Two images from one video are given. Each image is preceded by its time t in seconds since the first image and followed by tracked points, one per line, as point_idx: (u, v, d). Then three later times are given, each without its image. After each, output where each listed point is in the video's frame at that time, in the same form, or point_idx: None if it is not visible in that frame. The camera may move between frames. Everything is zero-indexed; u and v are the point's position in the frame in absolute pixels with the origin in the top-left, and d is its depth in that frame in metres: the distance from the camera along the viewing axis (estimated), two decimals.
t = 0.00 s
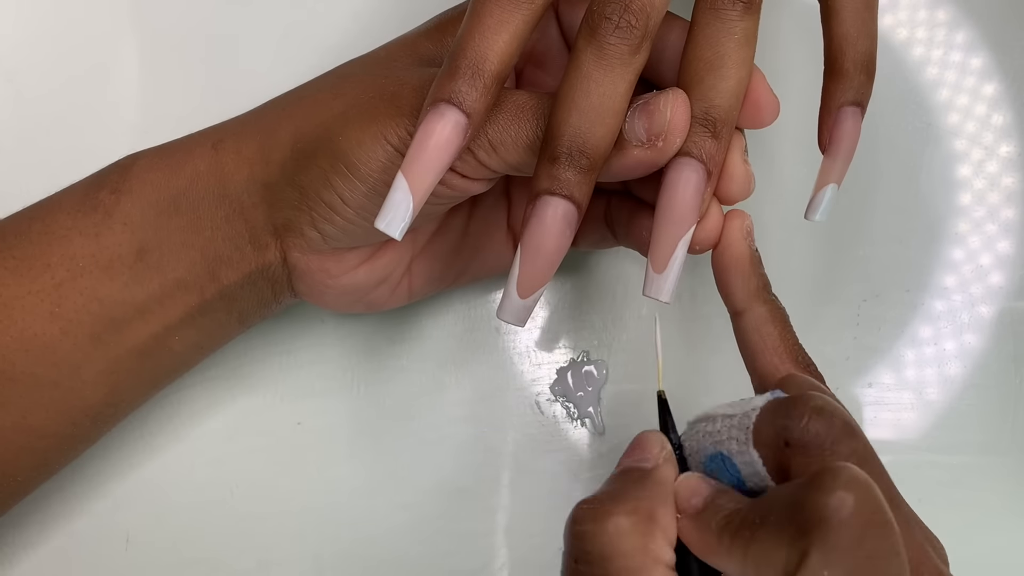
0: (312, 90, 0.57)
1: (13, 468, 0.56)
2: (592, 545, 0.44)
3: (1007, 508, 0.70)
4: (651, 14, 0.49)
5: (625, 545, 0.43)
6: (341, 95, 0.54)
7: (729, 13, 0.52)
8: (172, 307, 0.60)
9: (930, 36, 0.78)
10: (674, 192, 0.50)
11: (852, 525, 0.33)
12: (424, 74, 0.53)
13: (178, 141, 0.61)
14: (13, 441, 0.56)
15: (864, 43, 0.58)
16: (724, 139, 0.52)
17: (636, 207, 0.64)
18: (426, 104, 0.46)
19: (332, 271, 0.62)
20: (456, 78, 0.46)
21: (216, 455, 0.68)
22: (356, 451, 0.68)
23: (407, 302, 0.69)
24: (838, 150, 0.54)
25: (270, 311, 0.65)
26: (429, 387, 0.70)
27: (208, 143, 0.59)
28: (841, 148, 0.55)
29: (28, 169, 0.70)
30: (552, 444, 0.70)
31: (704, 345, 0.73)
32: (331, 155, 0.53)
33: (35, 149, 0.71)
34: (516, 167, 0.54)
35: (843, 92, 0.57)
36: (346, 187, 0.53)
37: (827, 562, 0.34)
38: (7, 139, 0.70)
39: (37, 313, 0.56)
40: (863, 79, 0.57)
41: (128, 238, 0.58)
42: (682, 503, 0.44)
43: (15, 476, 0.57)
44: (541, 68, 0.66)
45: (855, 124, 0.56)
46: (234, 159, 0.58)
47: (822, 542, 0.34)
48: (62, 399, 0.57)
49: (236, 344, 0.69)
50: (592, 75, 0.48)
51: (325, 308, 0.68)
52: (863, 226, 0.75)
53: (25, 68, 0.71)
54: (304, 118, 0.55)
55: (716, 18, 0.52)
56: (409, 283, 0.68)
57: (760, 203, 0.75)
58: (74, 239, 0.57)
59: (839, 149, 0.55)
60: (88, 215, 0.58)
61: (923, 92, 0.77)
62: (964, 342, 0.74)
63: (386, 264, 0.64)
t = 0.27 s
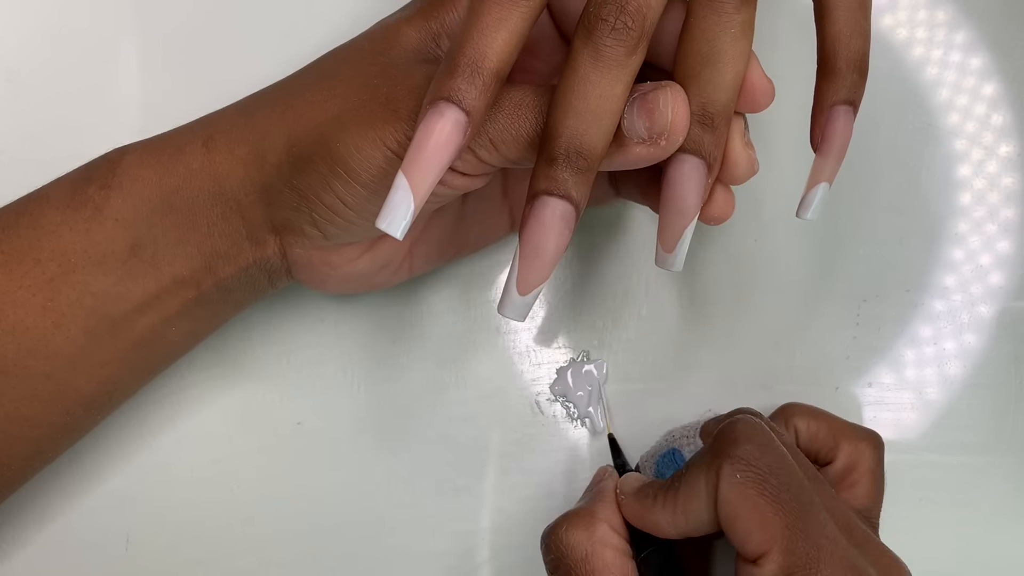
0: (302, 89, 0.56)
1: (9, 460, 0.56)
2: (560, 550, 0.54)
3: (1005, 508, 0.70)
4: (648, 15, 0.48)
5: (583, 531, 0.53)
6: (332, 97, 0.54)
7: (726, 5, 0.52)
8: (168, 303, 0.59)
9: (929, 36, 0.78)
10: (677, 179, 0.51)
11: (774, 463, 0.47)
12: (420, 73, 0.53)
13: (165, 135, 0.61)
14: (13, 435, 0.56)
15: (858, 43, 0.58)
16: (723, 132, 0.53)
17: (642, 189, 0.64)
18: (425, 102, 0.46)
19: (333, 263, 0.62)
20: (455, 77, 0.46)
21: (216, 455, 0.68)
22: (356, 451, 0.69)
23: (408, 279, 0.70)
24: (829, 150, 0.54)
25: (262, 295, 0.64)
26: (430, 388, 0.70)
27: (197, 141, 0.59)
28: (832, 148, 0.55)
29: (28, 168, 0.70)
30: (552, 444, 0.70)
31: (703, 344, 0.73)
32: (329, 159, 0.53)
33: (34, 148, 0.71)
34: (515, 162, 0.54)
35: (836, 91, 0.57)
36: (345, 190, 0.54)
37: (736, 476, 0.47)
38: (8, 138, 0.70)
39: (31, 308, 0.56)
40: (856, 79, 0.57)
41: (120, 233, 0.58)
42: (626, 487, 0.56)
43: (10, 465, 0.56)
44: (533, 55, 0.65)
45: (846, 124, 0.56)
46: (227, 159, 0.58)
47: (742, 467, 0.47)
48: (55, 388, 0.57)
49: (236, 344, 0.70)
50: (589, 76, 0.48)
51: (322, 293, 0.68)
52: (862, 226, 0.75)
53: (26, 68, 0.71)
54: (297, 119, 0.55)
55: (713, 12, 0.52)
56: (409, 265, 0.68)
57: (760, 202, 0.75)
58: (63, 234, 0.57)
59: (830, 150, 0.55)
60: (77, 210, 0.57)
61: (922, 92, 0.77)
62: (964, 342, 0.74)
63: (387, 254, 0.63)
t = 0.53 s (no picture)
0: (305, 89, 0.56)
1: (8, 459, 0.56)
2: None
3: (1005, 507, 0.70)
4: (652, 15, 0.49)
5: None
6: (337, 96, 0.54)
7: (735, 14, 0.52)
8: (168, 303, 0.59)
9: (929, 36, 0.78)
10: (683, 191, 0.51)
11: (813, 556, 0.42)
12: (422, 74, 0.52)
13: (167, 136, 0.61)
14: (13, 435, 0.56)
15: (857, 46, 0.58)
16: (728, 143, 0.52)
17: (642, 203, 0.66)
18: (427, 104, 0.46)
19: (333, 266, 0.63)
20: (457, 79, 0.46)
21: (216, 455, 0.68)
22: (356, 451, 0.69)
23: (406, 284, 0.70)
24: (829, 153, 0.55)
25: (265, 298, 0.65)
26: (429, 388, 0.70)
27: (199, 141, 0.59)
28: (832, 151, 0.56)
29: (28, 168, 0.70)
30: (552, 444, 0.70)
31: (703, 345, 0.73)
32: (330, 158, 0.53)
33: (34, 148, 0.71)
34: (517, 166, 0.54)
35: (836, 94, 0.57)
36: (346, 188, 0.54)
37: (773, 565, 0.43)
38: (9, 138, 0.70)
39: (31, 308, 0.56)
40: (856, 82, 0.57)
41: (121, 233, 0.57)
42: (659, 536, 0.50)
43: (11, 467, 0.57)
44: (535, 58, 0.65)
45: (846, 128, 0.56)
46: (229, 159, 0.58)
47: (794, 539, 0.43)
48: (56, 389, 0.56)
49: (236, 345, 0.69)
50: (593, 76, 0.48)
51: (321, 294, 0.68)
52: (863, 226, 0.75)
53: (25, 68, 0.71)
54: (301, 118, 0.55)
55: (723, 21, 0.52)
56: (407, 269, 0.68)
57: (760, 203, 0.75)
58: (65, 233, 0.57)
59: (830, 153, 0.55)
60: (79, 210, 0.57)
61: (922, 92, 0.77)
62: (964, 342, 0.74)
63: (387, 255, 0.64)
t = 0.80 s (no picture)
0: (313, 90, 0.56)
1: (9, 461, 0.56)
2: (509, 482, 0.47)
3: (1004, 506, 0.70)
4: (655, 13, 0.48)
5: (532, 486, 0.46)
6: (344, 96, 0.54)
7: (736, 19, 0.51)
8: (172, 305, 0.59)
9: (929, 36, 0.78)
10: (688, 198, 0.51)
11: (679, 535, 0.33)
12: (426, 75, 0.52)
13: (174, 139, 0.60)
14: (14, 437, 0.55)
15: (858, 46, 0.58)
16: (734, 146, 0.52)
17: (623, 210, 0.64)
18: (429, 106, 0.46)
19: (337, 268, 0.63)
20: (458, 81, 0.46)
21: (217, 455, 0.68)
22: (356, 451, 0.68)
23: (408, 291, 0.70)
24: (831, 152, 0.55)
25: (269, 302, 0.65)
26: (431, 388, 0.70)
27: (207, 142, 0.58)
28: (834, 150, 0.56)
29: (28, 168, 0.70)
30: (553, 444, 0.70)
31: (704, 345, 0.73)
32: (339, 157, 0.53)
33: (33, 147, 0.70)
34: (520, 167, 0.54)
35: (837, 95, 0.57)
36: (355, 188, 0.53)
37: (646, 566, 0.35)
38: (8, 137, 0.70)
39: (34, 310, 0.55)
40: (858, 82, 0.57)
41: (128, 233, 0.57)
42: (604, 475, 0.42)
43: (12, 468, 0.56)
44: (537, 60, 0.65)
45: (848, 127, 0.56)
46: (236, 159, 0.57)
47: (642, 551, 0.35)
48: (60, 391, 0.56)
49: (236, 345, 0.69)
50: (597, 75, 0.48)
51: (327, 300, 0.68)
52: (863, 226, 0.76)
53: (25, 66, 0.71)
54: (305, 118, 0.55)
55: (727, 26, 0.51)
56: (409, 274, 0.68)
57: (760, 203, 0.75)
58: (70, 234, 0.57)
59: (832, 152, 0.55)
60: (84, 211, 0.57)
61: (922, 92, 0.77)
62: (964, 342, 0.74)
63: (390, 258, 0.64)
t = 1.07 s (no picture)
0: (311, 88, 0.56)
1: (8, 460, 0.56)
2: (516, 473, 0.47)
3: (1005, 507, 0.70)
4: (653, 13, 0.49)
5: (541, 474, 0.46)
6: (341, 94, 0.54)
7: (734, 17, 0.51)
8: (171, 304, 0.59)
9: (929, 35, 0.78)
10: (685, 197, 0.51)
11: (700, 495, 0.34)
12: (424, 74, 0.52)
13: (172, 137, 0.61)
14: (14, 436, 0.56)
15: (858, 46, 0.58)
16: (731, 144, 0.52)
17: (620, 208, 0.65)
18: (427, 104, 0.46)
19: (335, 267, 0.63)
20: (456, 79, 0.46)
21: (217, 455, 0.68)
22: (356, 451, 0.68)
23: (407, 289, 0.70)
24: (831, 151, 0.55)
25: (268, 301, 0.65)
26: (430, 387, 0.70)
27: (205, 140, 0.59)
28: (834, 149, 0.56)
29: (29, 168, 0.70)
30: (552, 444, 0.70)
31: (704, 345, 0.73)
32: (336, 155, 0.53)
33: (34, 147, 0.70)
34: (517, 166, 0.54)
35: (837, 95, 0.57)
36: (351, 187, 0.54)
37: (673, 529, 0.35)
38: (8, 137, 0.70)
39: (32, 308, 0.56)
40: (857, 82, 0.57)
41: (126, 232, 0.57)
42: (612, 466, 0.43)
43: (11, 468, 0.56)
44: (535, 59, 0.65)
45: (848, 126, 0.56)
46: (234, 158, 0.57)
47: (667, 513, 0.35)
48: (58, 391, 0.56)
49: (236, 345, 0.69)
50: (595, 75, 0.48)
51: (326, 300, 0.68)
52: (863, 226, 0.76)
53: (26, 67, 0.71)
54: (304, 117, 0.55)
55: (724, 25, 0.51)
56: (408, 273, 0.68)
57: (760, 202, 0.75)
58: (68, 233, 0.57)
59: (831, 151, 0.55)
60: (83, 210, 0.57)
61: (922, 92, 0.77)
62: (964, 342, 0.74)
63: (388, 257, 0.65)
